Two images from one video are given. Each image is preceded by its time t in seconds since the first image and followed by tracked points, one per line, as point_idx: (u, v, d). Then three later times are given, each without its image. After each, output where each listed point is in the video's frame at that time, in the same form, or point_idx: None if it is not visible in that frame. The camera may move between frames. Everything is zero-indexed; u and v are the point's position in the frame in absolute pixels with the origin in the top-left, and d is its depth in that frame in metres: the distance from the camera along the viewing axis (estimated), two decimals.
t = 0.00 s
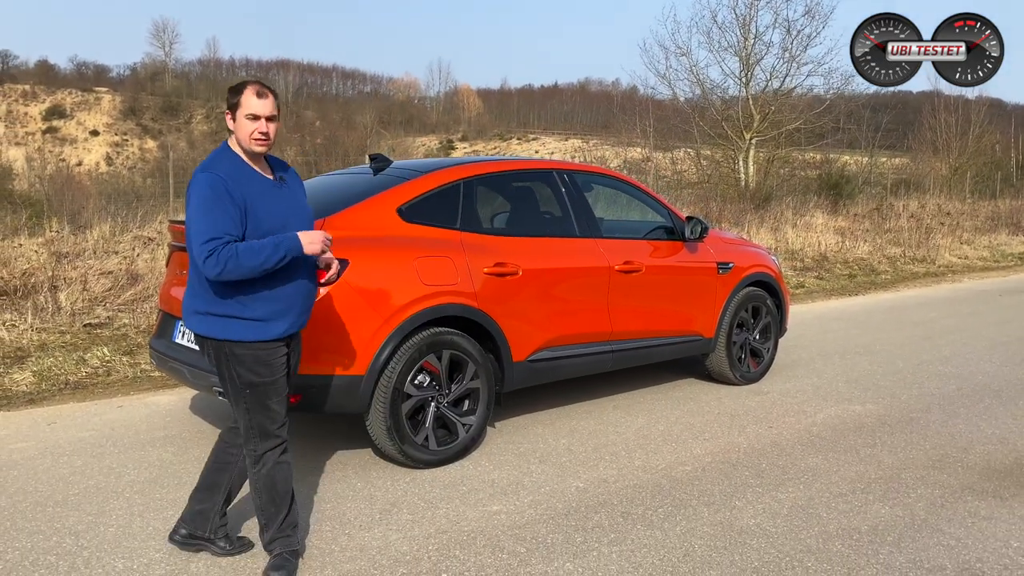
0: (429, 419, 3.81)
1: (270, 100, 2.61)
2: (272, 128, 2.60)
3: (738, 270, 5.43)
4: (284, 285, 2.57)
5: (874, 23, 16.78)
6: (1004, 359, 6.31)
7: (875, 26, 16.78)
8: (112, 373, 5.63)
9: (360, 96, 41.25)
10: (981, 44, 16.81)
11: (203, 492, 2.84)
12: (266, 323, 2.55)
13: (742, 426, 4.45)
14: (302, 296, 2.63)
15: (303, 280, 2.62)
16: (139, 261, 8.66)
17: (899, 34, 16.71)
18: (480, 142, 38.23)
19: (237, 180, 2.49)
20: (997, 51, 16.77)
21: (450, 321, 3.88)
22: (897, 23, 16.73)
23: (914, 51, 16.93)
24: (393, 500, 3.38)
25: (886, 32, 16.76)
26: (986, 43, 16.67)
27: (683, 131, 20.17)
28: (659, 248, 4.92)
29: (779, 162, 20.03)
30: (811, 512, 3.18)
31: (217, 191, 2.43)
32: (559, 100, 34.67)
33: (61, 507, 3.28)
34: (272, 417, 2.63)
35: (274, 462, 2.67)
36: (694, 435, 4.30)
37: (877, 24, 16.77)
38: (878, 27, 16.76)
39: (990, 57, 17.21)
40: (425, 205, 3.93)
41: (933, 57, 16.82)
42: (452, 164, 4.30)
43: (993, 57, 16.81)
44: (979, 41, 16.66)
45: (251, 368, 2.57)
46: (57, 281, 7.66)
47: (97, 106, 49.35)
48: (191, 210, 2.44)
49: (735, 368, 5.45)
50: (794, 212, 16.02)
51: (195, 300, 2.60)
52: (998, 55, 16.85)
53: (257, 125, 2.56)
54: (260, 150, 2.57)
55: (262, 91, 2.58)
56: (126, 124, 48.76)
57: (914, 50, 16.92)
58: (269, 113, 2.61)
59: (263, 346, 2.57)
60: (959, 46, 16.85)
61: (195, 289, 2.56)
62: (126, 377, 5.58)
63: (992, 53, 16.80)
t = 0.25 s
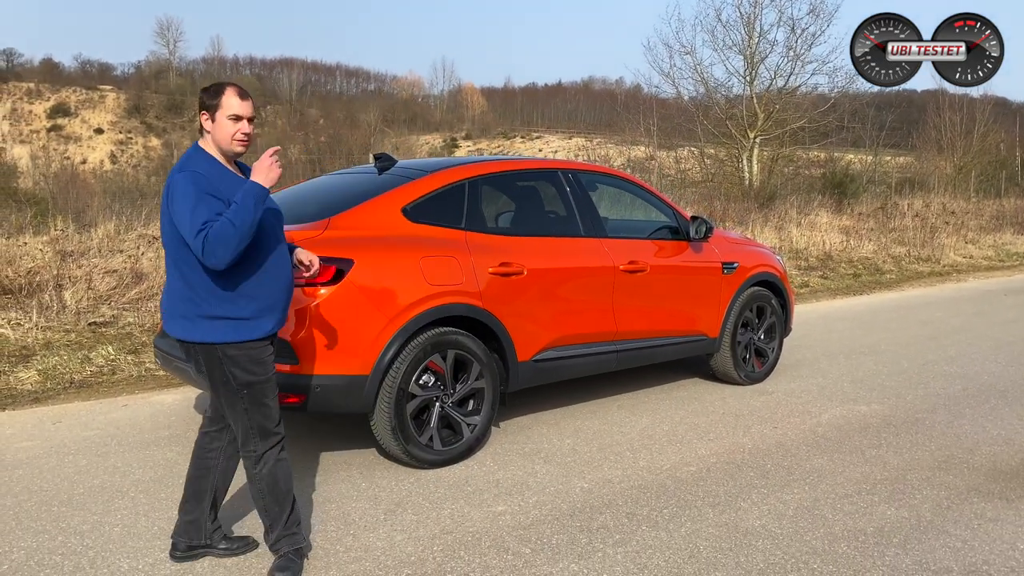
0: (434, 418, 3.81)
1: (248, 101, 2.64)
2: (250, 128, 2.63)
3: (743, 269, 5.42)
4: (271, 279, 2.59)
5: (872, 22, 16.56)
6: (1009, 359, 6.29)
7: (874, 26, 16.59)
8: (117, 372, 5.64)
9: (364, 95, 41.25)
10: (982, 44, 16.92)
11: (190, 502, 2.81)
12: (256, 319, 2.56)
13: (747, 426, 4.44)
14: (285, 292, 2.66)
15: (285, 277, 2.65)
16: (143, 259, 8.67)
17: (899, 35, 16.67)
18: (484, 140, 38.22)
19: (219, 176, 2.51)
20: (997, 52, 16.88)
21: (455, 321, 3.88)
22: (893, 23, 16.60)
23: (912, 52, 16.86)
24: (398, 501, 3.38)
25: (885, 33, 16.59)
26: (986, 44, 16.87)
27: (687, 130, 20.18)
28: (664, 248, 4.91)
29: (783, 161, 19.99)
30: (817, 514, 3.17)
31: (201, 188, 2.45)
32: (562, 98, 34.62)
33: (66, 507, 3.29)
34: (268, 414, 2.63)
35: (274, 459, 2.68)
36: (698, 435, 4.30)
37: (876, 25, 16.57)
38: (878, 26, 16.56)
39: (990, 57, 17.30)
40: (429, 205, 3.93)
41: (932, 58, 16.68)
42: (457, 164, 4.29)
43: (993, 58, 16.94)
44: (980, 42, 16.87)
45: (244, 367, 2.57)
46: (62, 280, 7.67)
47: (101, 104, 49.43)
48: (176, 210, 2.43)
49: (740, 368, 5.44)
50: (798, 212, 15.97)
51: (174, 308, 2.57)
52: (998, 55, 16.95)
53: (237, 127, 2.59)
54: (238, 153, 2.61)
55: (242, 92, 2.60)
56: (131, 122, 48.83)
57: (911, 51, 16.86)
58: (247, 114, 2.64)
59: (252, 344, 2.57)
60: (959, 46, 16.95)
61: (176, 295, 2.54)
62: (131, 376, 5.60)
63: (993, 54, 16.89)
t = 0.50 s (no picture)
0: (439, 417, 3.81)
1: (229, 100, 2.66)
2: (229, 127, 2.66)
3: (748, 268, 5.41)
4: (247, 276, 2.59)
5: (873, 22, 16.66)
6: (1014, 358, 6.27)
7: (875, 25, 16.69)
8: (121, 370, 5.64)
9: (366, 93, 41.23)
10: (982, 44, 16.82)
11: (184, 505, 2.81)
12: (228, 317, 2.54)
13: (752, 425, 4.43)
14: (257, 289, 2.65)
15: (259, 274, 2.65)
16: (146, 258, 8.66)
17: (899, 34, 16.66)
18: (486, 139, 38.18)
19: (199, 171, 2.49)
20: (997, 52, 16.80)
21: (460, 320, 3.87)
22: (894, 23, 16.59)
23: (913, 51, 16.81)
24: (404, 500, 3.38)
25: (885, 32, 16.64)
26: (986, 45, 16.77)
27: (690, 128, 20.15)
28: (668, 247, 4.90)
29: (786, 159, 19.95)
30: (824, 513, 3.16)
31: (181, 182, 2.43)
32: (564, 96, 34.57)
33: (72, 505, 3.29)
34: (250, 410, 2.62)
35: (257, 455, 2.67)
36: (703, 434, 4.29)
37: (877, 24, 16.66)
38: (878, 27, 16.68)
39: (990, 57, 17.21)
40: (435, 203, 3.92)
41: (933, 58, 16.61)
42: (462, 162, 4.28)
43: (992, 58, 16.89)
44: (980, 43, 16.71)
45: (220, 363, 2.55)
46: (65, 278, 7.67)
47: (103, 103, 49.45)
48: (155, 204, 2.41)
49: (744, 367, 5.43)
50: (801, 211, 15.94)
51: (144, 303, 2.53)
52: (998, 55, 16.90)
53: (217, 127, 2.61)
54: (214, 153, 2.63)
55: (224, 91, 2.62)
56: (133, 120, 48.85)
57: (913, 50, 16.80)
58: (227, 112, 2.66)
59: (227, 340, 2.55)
60: (959, 46, 16.73)
61: (147, 290, 2.50)
62: (135, 374, 5.59)
63: (993, 54, 16.81)
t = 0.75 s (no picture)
0: (442, 415, 3.81)
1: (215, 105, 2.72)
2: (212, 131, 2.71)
3: (750, 266, 5.40)
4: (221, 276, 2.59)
5: (873, 21, 16.84)
6: (1017, 357, 6.25)
7: (875, 25, 16.90)
8: (123, 369, 5.64)
9: (367, 92, 41.21)
10: (981, 44, 16.54)
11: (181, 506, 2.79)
12: (199, 317, 2.54)
13: (755, 424, 4.43)
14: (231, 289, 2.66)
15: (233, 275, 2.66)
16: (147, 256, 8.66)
17: (899, 35, 16.70)
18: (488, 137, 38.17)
19: (177, 170, 2.48)
20: (997, 52, 16.50)
21: (463, 318, 3.87)
22: (895, 23, 16.70)
23: (913, 51, 16.78)
24: (406, 498, 3.38)
25: (886, 33, 16.80)
26: (986, 45, 16.48)
27: (691, 127, 20.14)
28: (671, 245, 4.89)
29: (788, 157, 19.92)
30: (827, 511, 3.16)
31: (158, 182, 2.40)
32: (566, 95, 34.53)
33: (75, 503, 3.30)
34: (205, 419, 2.62)
35: (195, 469, 2.64)
36: (706, 432, 4.29)
37: (878, 24, 16.86)
38: (878, 26, 16.90)
39: (991, 57, 16.79)
40: (437, 201, 3.92)
41: (933, 57, 16.56)
42: (464, 160, 4.28)
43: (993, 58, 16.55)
44: (980, 42, 16.41)
45: (185, 367, 2.55)
46: (67, 277, 7.67)
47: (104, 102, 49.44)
48: (132, 201, 2.39)
49: (747, 365, 5.43)
50: (803, 209, 15.92)
51: (117, 300, 2.52)
52: (998, 56, 16.56)
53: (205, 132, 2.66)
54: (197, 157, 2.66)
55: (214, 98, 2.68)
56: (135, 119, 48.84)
57: (912, 50, 16.77)
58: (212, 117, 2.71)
59: (194, 342, 2.55)
60: (959, 46, 16.46)
61: (119, 289, 2.48)
62: (137, 373, 5.60)
63: (993, 54, 16.54)
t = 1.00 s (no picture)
0: (441, 414, 3.81)
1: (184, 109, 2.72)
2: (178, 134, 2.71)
3: (750, 264, 5.40)
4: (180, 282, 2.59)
5: (874, 23, 16.66)
6: (1017, 355, 6.25)
7: (876, 25, 16.74)
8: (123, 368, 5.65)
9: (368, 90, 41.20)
10: (982, 44, 16.76)
11: (172, 508, 2.80)
12: (153, 323, 2.53)
13: (754, 422, 4.43)
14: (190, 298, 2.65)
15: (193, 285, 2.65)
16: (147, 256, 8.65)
17: (899, 35, 16.73)
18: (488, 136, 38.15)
19: (143, 171, 2.48)
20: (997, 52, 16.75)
21: (462, 316, 3.87)
22: (894, 23, 16.71)
23: (913, 51, 16.79)
24: (405, 496, 3.38)
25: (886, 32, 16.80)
26: (986, 45, 16.72)
27: (692, 125, 20.11)
28: (671, 243, 4.89)
29: (789, 156, 19.88)
30: (827, 509, 3.16)
31: (123, 184, 2.41)
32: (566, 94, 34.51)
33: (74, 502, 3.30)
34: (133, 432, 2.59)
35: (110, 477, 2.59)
36: (705, 431, 4.29)
37: (878, 24, 16.70)
38: (878, 27, 16.69)
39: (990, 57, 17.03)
40: (436, 200, 3.92)
41: (932, 58, 16.56)
42: (463, 159, 4.28)
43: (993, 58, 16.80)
44: (980, 43, 16.67)
45: (125, 377, 2.53)
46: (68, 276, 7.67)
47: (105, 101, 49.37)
48: (95, 202, 2.39)
49: (747, 363, 5.43)
50: (804, 207, 15.90)
51: (75, 303, 2.51)
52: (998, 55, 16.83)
53: (172, 134, 2.66)
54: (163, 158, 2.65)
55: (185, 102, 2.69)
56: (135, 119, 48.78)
57: (912, 50, 16.79)
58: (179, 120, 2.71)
59: (144, 352, 2.54)
60: (958, 46, 16.72)
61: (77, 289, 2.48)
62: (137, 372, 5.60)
63: (993, 54, 16.77)
